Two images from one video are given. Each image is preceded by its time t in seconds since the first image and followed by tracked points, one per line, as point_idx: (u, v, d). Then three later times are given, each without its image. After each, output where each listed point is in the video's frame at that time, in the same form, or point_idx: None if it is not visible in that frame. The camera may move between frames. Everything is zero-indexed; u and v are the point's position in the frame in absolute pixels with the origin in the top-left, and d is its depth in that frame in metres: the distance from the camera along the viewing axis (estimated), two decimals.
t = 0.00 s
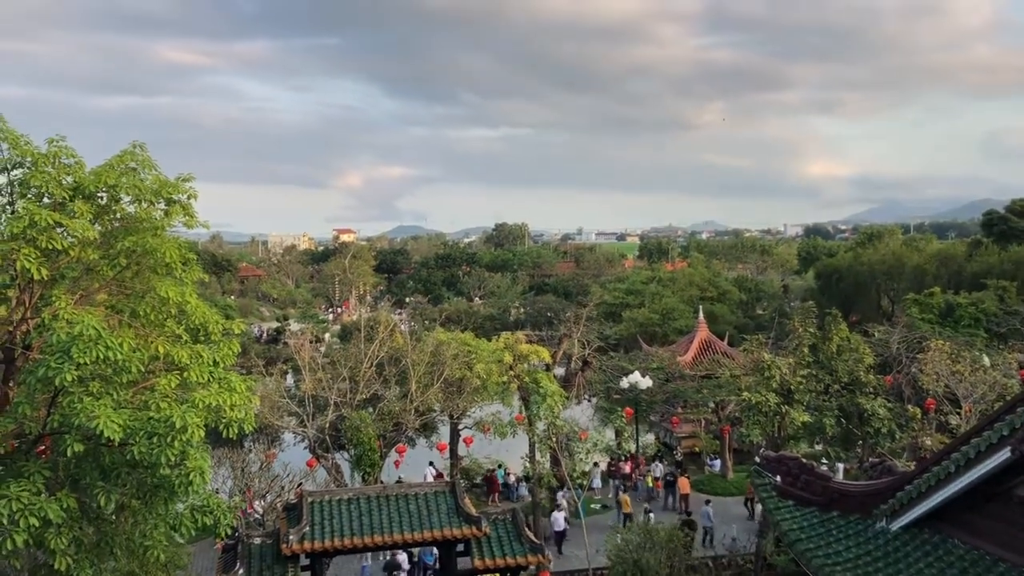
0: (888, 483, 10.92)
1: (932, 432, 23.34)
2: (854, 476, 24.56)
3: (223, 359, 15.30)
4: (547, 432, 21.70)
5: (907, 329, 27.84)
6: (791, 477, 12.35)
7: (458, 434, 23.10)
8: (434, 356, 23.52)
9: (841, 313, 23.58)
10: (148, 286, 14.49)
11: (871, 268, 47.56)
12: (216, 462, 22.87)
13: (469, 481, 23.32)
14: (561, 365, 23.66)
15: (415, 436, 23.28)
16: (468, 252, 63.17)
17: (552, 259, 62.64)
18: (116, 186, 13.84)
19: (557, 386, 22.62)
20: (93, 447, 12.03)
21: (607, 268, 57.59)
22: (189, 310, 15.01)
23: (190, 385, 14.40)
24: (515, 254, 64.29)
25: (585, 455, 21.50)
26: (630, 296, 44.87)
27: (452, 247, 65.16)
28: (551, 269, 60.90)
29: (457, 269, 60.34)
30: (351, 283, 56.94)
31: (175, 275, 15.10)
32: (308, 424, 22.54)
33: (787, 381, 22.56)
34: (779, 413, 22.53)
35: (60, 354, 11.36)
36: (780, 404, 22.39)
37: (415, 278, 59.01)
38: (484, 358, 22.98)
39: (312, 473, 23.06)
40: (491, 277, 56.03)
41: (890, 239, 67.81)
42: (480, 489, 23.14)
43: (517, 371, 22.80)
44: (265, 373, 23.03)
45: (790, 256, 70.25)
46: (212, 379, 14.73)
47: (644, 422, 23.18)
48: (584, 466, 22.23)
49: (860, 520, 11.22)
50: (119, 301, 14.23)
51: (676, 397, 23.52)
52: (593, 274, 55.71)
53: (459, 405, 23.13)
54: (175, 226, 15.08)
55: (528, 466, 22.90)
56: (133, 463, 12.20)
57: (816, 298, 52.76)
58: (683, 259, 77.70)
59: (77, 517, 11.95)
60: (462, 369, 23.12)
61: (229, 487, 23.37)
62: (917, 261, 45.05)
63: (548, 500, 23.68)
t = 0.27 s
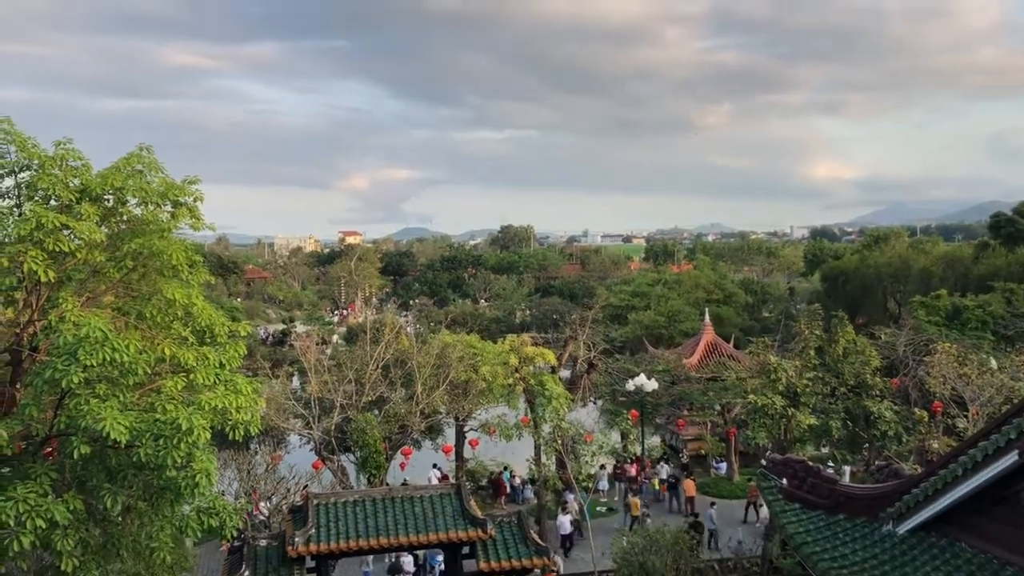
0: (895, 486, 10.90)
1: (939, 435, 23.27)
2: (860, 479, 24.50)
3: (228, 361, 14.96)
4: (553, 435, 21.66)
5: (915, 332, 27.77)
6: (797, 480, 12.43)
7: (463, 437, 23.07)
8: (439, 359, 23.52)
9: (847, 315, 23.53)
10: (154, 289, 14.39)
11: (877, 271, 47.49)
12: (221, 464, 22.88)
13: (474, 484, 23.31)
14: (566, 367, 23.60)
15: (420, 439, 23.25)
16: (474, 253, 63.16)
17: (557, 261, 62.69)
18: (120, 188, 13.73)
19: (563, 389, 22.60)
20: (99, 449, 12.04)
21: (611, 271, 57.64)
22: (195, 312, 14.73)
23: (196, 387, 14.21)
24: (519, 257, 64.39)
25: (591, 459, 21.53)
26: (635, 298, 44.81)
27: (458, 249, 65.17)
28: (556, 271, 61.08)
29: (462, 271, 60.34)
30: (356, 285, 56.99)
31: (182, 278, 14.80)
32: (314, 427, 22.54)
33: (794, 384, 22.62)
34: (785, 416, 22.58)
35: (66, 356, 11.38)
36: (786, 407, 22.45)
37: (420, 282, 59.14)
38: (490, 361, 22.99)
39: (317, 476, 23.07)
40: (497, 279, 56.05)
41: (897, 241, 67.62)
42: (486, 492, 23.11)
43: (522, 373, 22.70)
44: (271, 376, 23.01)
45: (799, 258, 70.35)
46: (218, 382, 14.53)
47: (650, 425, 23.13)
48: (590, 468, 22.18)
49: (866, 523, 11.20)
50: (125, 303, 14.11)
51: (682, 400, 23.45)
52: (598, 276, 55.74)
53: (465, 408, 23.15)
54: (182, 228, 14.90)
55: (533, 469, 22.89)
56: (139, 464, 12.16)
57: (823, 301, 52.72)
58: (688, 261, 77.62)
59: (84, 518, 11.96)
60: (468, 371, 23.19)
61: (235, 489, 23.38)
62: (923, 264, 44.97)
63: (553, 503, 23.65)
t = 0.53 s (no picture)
0: (962, 517, 8.62)
1: (1010, 459, 20.20)
2: (917, 508, 21.46)
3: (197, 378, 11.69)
4: (565, 458, 18.93)
5: (979, 340, 24.67)
6: (846, 511, 10.21)
7: (462, 460, 20.17)
8: (436, 371, 20.49)
9: (904, 321, 20.51)
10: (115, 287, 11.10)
11: (939, 269, 44.19)
12: (186, 491, 19.99)
13: (475, 514, 20.37)
14: (580, 381, 20.62)
15: (412, 462, 20.32)
16: (473, 252, 59.61)
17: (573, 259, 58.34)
18: (74, 174, 10.61)
19: (576, 406, 19.62)
20: (41, 474, 8.88)
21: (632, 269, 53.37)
22: (158, 318, 11.38)
23: (158, 405, 10.91)
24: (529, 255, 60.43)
25: (609, 486, 18.52)
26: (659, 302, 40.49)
27: (462, 248, 61.54)
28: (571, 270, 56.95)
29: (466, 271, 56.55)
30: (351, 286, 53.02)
31: (140, 276, 11.49)
32: (291, 449, 19.60)
33: (842, 401, 19.49)
34: (832, 437, 19.35)
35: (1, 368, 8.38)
36: (833, 426, 19.29)
37: (413, 282, 56.03)
38: (492, 373, 19.95)
39: (295, 505, 20.12)
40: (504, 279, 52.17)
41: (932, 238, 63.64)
42: (488, 523, 20.14)
43: (530, 389, 20.09)
44: (242, 391, 20.11)
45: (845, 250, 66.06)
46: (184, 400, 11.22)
47: (676, 447, 20.16)
48: (608, 497, 19.27)
49: (926, 560, 9.09)
50: (74, 307, 10.89)
51: (713, 419, 20.51)
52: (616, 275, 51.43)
53: (464, 427, 20.12)
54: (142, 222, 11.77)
55: (542, 497, 19.86)
56: (91, 492, 8.92)
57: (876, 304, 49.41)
58: (717, 259, 73.01)
59: (27, 554, 8.94)
60: (467, 386, 19.96)
61: (201, 520, 20.42)
62: (994, 262, 41.86)
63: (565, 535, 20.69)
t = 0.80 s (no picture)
0: None
1: None
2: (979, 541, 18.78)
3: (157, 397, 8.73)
4: (579, 484, 16.38)
5: None
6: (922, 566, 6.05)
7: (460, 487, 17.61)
8: (430, 384, 17.92)
9: (966, 329, 17.89)
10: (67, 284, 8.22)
11: None
12: (143, 523, 17.43)
13: (474, 548, 17.75)
14: (595, 397, 18.10)
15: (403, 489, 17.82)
16: (472, 244, 54.04)
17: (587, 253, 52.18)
18: (13, 159, 7.76)
19: (590, 425, 17.09)
20: None
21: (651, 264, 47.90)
22: (113, 327, 8.41)
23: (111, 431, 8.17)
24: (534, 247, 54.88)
25: (626, 517, 15.72)
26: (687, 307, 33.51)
27: (462, 241, 57.19)
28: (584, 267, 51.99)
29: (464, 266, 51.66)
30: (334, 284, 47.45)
31: (94, 278, 8.47)
32: (263, 473, 17.07)
33: (895, 419, 16.90)
34: (883, 461, 16.74)
35: None
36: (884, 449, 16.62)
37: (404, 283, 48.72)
38: (494, 387, 17.37)
39: (269, 537, 17.52)
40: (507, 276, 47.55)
41: (966, 235, 59.42)
42: (490, 559, 17.55)
43: (537, 405, 17.53)
44: (208, 407, 17.65)
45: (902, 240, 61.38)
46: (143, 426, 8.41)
47: (704, 472, 17.62)
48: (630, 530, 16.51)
49: None
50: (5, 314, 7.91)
51: (747, 440, 17.98)
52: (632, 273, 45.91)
53: (461, 448, 17.54)
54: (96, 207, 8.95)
55: (551, 530, 17.22)
56: (34, 522, 7.01)
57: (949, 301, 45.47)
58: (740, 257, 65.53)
59: None
60: (465, 402, 17.46)
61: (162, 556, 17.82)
62: None
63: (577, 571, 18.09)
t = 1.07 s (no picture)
0: None
1: None
2: None
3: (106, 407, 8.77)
4: (590, 515, 13.94)
5: None
6: None
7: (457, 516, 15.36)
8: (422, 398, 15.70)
9: None
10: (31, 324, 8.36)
11: None
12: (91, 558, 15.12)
13: None
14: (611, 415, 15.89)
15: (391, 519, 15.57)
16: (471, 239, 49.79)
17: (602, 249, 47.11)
18: None
19: (607, 446, 14.90)
20: None
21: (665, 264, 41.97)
22: (58, 331, 8.45)
23: (57, 442, 8.33)
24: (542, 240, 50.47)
25: (645, 552, 13.40)
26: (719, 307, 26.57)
27: (459, 235, 53.34)
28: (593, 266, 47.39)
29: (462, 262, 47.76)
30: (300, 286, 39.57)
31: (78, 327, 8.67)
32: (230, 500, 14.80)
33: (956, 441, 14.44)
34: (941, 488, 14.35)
35: None
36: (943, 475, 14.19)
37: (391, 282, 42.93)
38: (496, 403, 15.20)
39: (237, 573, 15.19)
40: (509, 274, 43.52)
41: None
42: None
43: (545, 423, 15.28)
44: (169, 425, 15.44)
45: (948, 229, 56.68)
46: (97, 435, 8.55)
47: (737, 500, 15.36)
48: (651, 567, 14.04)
49: None
50: None
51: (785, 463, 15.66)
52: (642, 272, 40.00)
53: (458, 472, 15.31)
54: (39, 205, 9.08)
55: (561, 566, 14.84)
56: None
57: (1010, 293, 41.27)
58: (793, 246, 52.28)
59: None
60: (463, 420, 15.26)
61: None
62: None
63: None
